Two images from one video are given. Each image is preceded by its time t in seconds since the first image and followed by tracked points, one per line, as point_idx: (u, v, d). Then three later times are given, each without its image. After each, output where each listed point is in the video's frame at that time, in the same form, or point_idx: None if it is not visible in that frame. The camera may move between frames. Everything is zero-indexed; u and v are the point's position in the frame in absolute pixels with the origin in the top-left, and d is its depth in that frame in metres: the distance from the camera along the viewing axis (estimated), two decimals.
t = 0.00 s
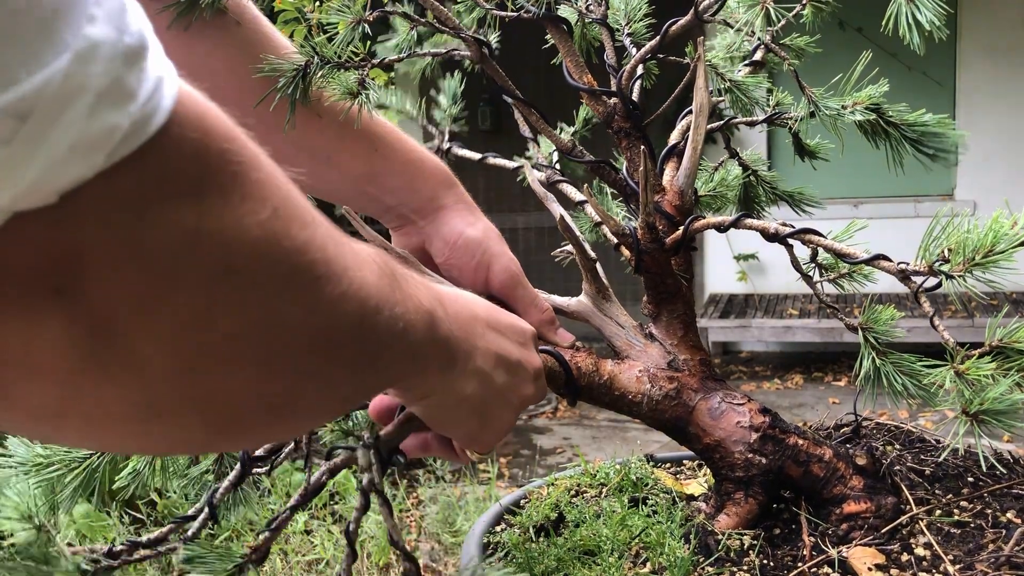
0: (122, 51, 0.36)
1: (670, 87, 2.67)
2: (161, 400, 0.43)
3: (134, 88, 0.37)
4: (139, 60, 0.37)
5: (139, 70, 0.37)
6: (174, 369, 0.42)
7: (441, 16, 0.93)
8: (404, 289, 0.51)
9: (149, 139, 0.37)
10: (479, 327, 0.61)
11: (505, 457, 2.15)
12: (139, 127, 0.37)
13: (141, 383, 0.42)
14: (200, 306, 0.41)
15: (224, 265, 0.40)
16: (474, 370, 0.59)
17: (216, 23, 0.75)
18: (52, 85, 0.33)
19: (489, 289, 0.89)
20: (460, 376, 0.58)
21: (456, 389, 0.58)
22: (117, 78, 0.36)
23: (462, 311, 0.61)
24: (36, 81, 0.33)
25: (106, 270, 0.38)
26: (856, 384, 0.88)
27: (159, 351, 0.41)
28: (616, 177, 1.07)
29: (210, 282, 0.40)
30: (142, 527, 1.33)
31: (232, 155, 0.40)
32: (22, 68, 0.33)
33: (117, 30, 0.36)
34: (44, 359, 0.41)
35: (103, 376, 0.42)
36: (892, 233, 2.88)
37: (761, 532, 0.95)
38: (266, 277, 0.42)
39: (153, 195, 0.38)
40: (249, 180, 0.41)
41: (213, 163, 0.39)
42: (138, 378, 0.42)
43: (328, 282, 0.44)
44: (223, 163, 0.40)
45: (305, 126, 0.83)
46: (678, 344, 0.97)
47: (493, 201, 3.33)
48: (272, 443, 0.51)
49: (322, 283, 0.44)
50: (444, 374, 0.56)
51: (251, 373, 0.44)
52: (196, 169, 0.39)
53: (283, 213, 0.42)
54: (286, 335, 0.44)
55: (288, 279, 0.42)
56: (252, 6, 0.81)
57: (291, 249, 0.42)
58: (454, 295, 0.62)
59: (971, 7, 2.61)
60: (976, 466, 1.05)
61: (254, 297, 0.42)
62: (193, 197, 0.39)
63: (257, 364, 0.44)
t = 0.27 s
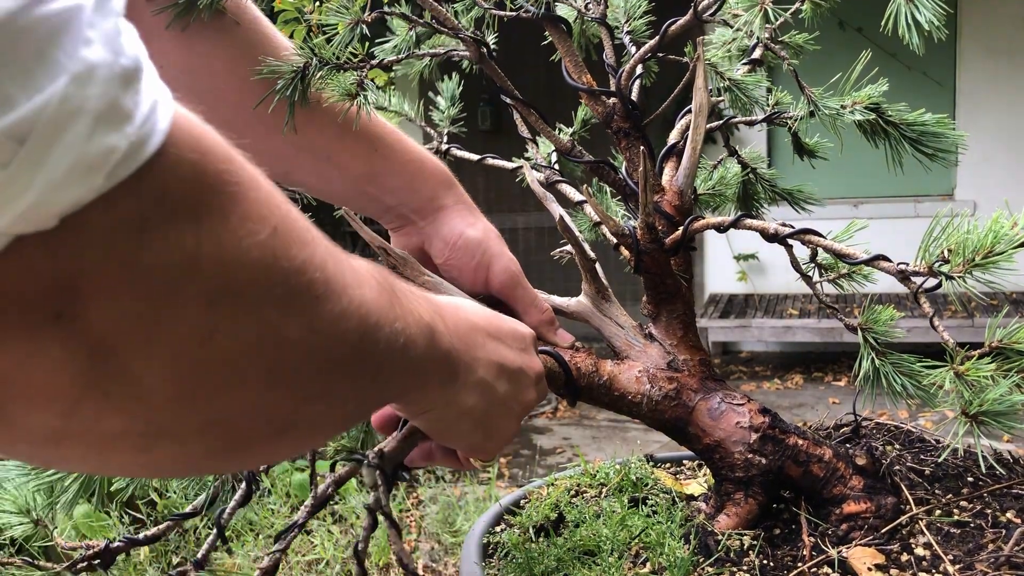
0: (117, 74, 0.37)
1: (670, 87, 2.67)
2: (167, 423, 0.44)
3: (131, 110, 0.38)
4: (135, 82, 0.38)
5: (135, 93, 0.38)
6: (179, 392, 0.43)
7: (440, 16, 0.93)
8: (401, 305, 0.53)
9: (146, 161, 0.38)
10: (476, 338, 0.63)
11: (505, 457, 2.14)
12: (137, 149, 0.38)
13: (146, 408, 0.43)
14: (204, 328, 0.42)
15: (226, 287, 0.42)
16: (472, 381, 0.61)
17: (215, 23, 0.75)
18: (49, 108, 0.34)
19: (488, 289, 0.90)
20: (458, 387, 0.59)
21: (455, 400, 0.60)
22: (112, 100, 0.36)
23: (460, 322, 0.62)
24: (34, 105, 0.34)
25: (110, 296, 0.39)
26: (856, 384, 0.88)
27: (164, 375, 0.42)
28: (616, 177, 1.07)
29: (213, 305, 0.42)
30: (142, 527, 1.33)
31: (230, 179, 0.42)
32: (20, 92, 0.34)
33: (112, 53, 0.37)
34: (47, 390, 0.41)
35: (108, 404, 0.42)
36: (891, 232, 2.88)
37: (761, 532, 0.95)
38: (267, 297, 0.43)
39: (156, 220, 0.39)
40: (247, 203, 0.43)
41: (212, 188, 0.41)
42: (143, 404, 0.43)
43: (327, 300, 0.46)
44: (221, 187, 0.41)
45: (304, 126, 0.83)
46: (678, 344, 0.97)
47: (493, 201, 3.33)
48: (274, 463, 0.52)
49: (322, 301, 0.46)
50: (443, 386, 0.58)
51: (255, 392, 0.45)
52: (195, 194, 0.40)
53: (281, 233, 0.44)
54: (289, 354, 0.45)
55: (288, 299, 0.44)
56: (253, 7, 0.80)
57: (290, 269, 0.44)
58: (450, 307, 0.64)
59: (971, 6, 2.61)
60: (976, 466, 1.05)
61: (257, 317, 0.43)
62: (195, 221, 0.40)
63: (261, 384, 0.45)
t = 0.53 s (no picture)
0: (116, 74, 0.37)
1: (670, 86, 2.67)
2: (168, 423, 0.45)
3: (131, 110, 0.37)
4: (134, 83, 0.38)
5: (134, 93, 0.38)
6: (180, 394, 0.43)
7: (441, 16, 0.92)
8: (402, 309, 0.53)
9: (145, 162, 0.38)
10: (477, 341, 0.63)
11: (505, 456, 2.14)
12: (136, 149, 0.37)
13: (146, 409, 0.43)
14: (205, 331, 0.42)
15: (226, 291, 0.42)
16: (472, 385, 0.61)
17: (215, 22, 0.75)
18: (48, 108, 0.34)
19: (489, 288, 0.90)
20: (459, 391, 0.59)
21: (455, 404, 0.60)
22: (111, 100, 0.36)
23: (460, 326, 0.62)
24: (35, 104, 0.34)
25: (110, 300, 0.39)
26: (856, 384, 0.88)
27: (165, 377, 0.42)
28: (616, 177, 1.07)
29: (213, 308, 0.42)
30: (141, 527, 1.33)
31: (229, 183, 0.42)
32: (21, 91, 0.34)
33: (112, 53, 0.37)
34: (49, 390, 0.42)
35: (109, 405, 0.43)
36: (891, 232, 2.88)
37: (761, 532, 0.95)
38: (268, 302, 0.43)
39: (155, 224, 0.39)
40: (247, 207, 0.42)
41: (211, 192, 0.41)
42: (144, 404, 0.43)
43: (327, 305, 0.46)
44: (220, 191, 0.41)
45: (304, 126, 0.83)
46: (678, 344, 0.97)
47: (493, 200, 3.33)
48: (274, 463, 0.53)
49: (322, 305, 0.46)
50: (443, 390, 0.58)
51: (255, 394, 0.46)
52: (195, 197, 0.40)
53: (281, 237, 0.44)
54: (289, 358, 0.45)
55: (289, 303, 0.44)
56: (255, 7, 0.80)
57: (291, 274, 0.44)
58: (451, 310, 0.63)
59: (971, 6, 2.61)
60: (976, 466, 1.05)
61: (257, 321, 0.43)
62: (195, 225, 0.40)
63: (262, 386, 0.46)
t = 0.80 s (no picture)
0: (121, 74, 0.37)
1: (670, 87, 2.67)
2: (169, 426, 0.45)
3: (135, 110, 0.37)
4: (137, 83, 0.38)
5: (138, 93, 0.38)
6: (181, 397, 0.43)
7: (440, 16, 0.93)
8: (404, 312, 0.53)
9: (150, 163, 0.38)
10: (478, 345, 0.63)
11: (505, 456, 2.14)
12: (141, 149, 0.38)
13: (148, 412, 0.44)
14: (206, 333, 0.42)
15: (227, 292, 0.42)
16: (473, 389, 0.61)
17: (215, 23, 0.75)
18: (55, 108, 0.34)
19: (489, 288, 0.90)
20: (459, 395, 0.59)
21: (456, 408, 0.60)
22: (116, 100, 0.36)
23: (460, 330, 0.62)
24: (41, 103, 0.34)
25: (112, 301, 0.39)
26: (856, 384, 0.88)
27: (167, 380, 0.42)
28: (616, 177, 1.07)
29: (215, 310, 0.42)
30: (141, 527, 1.33)
31: (230, 186, 0.42)
32: (27, 90, 0.34)
33: (117, 53, 0.37)
34: (51, 392, 0.42)
35: (110, 407, 0.43)
36: (891, 232, 2.88)
37: (761, 532, 0.95)
38: (269, 305, 0.43)
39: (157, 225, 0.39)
40: (248, 210, 0.42)
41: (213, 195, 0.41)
42: (145, 407, 0.43)
43: (329, 308, 0.46)
44: (223, 195, 0.41)
45: (304, 126, 0.83)
46: (678, 344, 0.97)
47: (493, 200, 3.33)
48: (275, 467, 0.53)
49: (324, 308, 0.46)
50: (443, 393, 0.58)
51: (257, 397, 0.46)
52: (196, 200, 0.40)
53: (282, 240, 0.44)
54: (290, 360, 0.45)
55: (290, 306, 0.44)
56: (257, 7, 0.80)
57: (293, 277, 0.44)
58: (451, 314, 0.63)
59: (971, 6, 2.61)
60: (976, 466, 1.05)
61: (258, 324, 0.43)
62: (196, 228, 0.40)
63: (263, 389, 0.46)
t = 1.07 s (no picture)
0: (121, 85, 0.37)
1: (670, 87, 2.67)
2: (171, 435, 0.45)
3: (135, 120, 0.38)
4: (138, 93, 0.39)
5: (138, 103, 0.38)
6: (182, 405, 0.43)
7: (440, 17, 0.93)
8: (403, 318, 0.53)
9: (150, 173, 0.38)
10: (477, 349, 0.63)
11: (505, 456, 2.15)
12: (142, 159, 0.38)
13: (149, 421, 0.43)
14: (207, 341, 0.42)
15: (228, 300, 0.42)
16: (472, 393, 0.61)
17: (215, 23, 0.75)
18: (56, 118, 0.34)
19: (489, 289, 0.90)
20: (460, 399, 0.59)
21: (457, 413, 0.60)
22: (116, 111, 0.37)
23: (459, 335, 0.62)
24: (42, 114, 0.34)
25: (113, 311, 0.39)
26: (856, 384, 0.88)
27: (169, 388, 0.42)
28: (616, 178, 1.07)
29: (216, 318, 0.42)
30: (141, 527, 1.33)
31: (230, 194, 0.42)
32: (27, 100, 0.34)
33: (118, 64, 0.37)
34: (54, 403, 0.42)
35: (112, 417, 0.43)
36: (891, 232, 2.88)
37: (761, 532, 0.95)
38: (270, 312, 0.43)
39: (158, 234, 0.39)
40: (248, 218, 0.42)
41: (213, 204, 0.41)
42: (146, 416, 0.43)
43: (329, 314, 0.46)
44: (223, 204, 0.41)
45: (304, 127, 0.83)
46: (678, 344, 0.97)
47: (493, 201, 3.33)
48: (276, 474, 0.53)
49: (324, 315, 0.46)
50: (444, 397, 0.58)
51: (258, 404, 0.46)
52: (196, 209, 0.40)
53: (281, 247, 0.44)
54: (291, 367, 0.46)
55: (290, 313, 0.44)
56: (257, 7, 0.80)
57: (293, 284, 0.44)
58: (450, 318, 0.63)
59: (971, 6, 2.61)
60: (976, 466, 1.05)
61: (258, 332, 0.43)
62: (197, 237, 0.40)
63: (264, 396, 0.46)
